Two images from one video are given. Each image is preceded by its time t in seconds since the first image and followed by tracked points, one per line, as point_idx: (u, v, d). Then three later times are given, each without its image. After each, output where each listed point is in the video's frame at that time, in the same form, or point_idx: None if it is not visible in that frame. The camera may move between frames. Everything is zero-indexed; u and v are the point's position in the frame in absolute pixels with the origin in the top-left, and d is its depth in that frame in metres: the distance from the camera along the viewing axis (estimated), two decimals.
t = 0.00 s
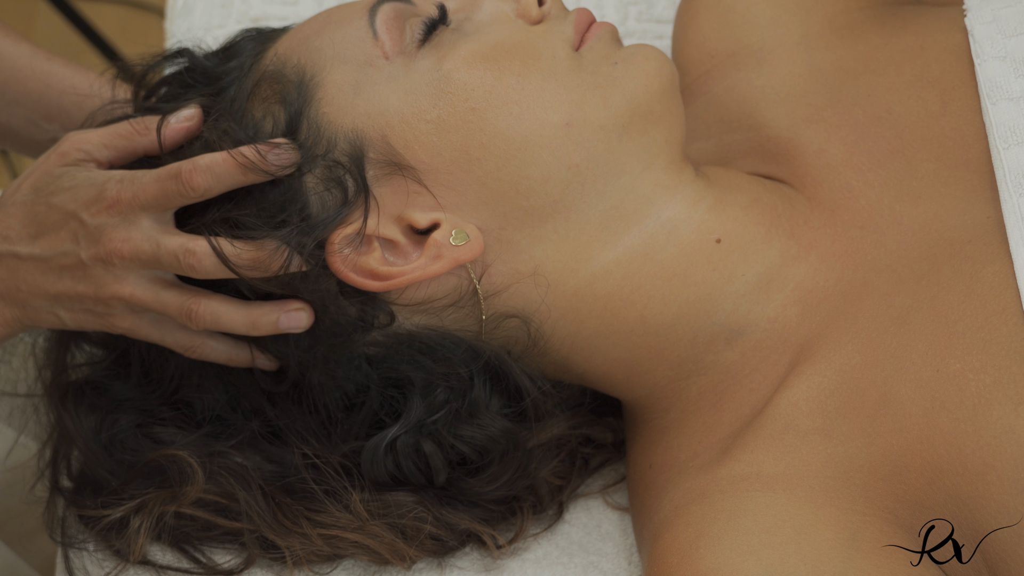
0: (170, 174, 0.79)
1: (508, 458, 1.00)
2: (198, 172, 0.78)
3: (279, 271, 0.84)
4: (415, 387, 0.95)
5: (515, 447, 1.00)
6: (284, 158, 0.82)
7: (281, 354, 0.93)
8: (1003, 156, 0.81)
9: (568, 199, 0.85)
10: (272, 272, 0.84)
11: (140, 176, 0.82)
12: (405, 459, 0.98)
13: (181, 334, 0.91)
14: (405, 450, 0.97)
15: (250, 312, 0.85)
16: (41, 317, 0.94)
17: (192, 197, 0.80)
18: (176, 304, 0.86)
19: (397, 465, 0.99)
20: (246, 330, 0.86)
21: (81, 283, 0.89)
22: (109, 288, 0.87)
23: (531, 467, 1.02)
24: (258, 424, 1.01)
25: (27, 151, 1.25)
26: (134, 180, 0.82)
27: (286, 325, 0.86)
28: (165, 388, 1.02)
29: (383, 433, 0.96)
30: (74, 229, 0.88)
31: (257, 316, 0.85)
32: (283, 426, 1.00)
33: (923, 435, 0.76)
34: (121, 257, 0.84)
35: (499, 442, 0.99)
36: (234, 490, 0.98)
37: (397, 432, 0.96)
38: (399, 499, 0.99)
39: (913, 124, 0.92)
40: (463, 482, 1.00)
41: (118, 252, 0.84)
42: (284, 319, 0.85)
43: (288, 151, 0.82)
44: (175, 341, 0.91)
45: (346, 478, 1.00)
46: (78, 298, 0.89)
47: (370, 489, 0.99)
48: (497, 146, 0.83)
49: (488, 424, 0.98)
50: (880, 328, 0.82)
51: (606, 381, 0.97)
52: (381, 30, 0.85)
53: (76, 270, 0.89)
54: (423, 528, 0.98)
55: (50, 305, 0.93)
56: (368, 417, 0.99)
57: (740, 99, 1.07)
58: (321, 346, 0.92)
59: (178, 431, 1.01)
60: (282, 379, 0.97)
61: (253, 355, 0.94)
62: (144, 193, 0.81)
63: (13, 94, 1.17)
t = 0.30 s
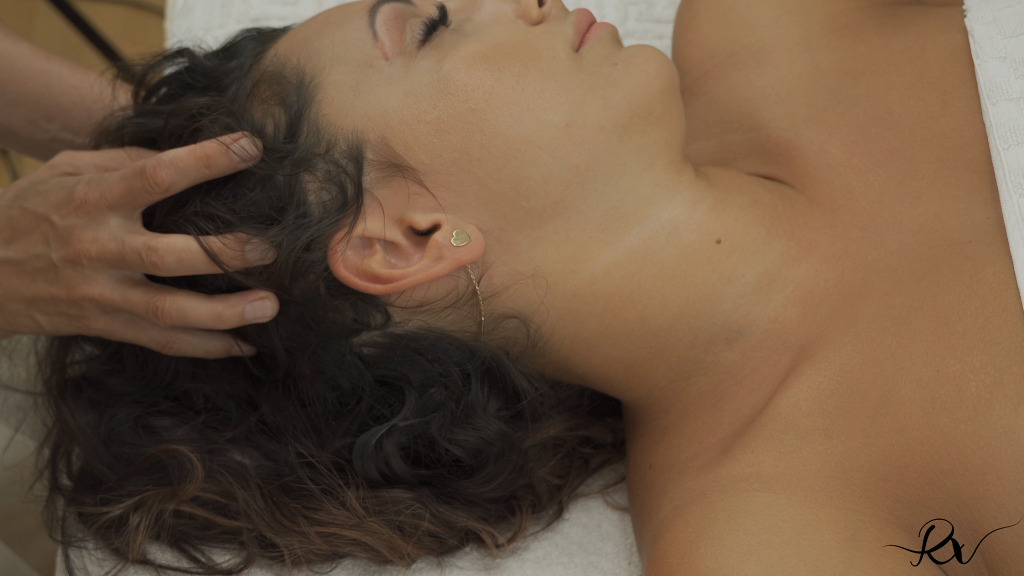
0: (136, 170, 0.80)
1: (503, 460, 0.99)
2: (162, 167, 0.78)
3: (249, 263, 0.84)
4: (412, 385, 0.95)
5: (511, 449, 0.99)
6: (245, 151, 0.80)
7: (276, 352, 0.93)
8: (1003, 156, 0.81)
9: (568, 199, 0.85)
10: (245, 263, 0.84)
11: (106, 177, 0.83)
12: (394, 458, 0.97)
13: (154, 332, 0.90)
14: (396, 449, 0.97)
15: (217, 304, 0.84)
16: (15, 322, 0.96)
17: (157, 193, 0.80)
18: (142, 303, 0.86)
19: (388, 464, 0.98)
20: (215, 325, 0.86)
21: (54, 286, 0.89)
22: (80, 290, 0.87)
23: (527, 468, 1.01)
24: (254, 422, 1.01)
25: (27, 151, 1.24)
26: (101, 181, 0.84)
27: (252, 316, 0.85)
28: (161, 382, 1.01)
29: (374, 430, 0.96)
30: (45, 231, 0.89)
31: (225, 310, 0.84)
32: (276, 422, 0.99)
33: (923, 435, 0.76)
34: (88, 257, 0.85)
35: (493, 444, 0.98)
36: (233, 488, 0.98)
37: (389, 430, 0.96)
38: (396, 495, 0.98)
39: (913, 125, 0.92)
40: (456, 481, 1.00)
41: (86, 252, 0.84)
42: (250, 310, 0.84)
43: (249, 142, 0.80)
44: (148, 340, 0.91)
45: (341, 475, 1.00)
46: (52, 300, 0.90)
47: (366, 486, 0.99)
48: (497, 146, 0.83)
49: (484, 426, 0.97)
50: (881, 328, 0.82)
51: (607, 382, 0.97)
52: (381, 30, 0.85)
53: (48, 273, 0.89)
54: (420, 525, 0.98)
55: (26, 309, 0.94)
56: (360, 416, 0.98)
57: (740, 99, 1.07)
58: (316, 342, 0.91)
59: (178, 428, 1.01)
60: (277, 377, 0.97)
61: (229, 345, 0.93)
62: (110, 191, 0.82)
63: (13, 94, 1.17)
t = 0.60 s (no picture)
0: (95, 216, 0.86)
1: (510, 464, 0.99)
2: (118, 206, 0.84)
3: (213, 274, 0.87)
4: (422, 393, 0.95)
5: (520, 452, 0.99)
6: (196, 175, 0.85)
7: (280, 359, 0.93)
8: (1003, 156, 0.81)
9: (568, 203, 0.85)
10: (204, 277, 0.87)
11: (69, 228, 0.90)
12: (405, 464, 0.97)
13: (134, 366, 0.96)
14: (406, 454, 0.96)
15: (183, 326, 0.89)
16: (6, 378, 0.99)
17: (116, 232, 0.86)
18: (109, 343, 0.91)
19: (395, 468, 0.98)
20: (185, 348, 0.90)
21: (33, 338, 0.94)
22: (57, 338, 0.92)
23: (533, 472, 1.01)
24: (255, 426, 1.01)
25: (27, 151, 1.25)
26: (63, 232, 0.90)
27: (219, 328, 0.90)
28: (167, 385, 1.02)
29: (384, 437, 0.95)
30: (22, 288, 0.94)
31: (193, 333, 0.89)
32: (280, 429, 0.99)
33: (924, 435, 0.76)
34: (61, 306, 0.90)
35: (502, 450, 0.98)
36: (234, 490, 0.98)
37: (399, 437, 0.95)
38: (398, 500, 0.98)
39: (913, 125, 0.91)
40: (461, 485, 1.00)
41: (58, 301, 0.90)
42: (215, 324, 0.90)
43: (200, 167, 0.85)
44: (129, 375, 0.96)
45: (343, 480, 1.00)
46: (33, 354, 0.95)
47: (367, 491, 0.99)
48: (496, 151, 0.83)
49: (492, 432, 0.97)
50: (881, 328, 0.81)
51: (608, 384, 0.97)
52: (379, 35, 0.85)
53: (26, 327, 0.94)
54: (422, 529, 0.98)
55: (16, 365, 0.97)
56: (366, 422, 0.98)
57: (741, 99, 1.06)
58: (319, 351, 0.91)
59: (182, 424, 1.02)
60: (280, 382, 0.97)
61: (213, 362, 0.99)
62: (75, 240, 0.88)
63: (12, 93, 1.17)
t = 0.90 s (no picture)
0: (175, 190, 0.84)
1: (521, 459, 1.00)
2: (193, 181, 0.83)
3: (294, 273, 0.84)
4: (428, 393, 0.95)
5: (530, 447, 1.00)
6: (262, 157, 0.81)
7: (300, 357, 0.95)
8: (1003, 156, 0.81)
9: (572, 199, 0.85)
10: (289, 272, 0.84)
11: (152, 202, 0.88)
12: (422, 464, 0.97)
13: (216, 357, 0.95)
14: (421, 455, 0.97)
15: (266, 323, 0.88)
16: (81, 353, 0.97)
17: (195, 207, 0.85)
18: (199, 319, 0.90)
19: (413, 470, 0.98)
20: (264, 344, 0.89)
21: (117, 312, 0.92)
22: (142, 312, 0.91)
23: (540, 469, 1.01)
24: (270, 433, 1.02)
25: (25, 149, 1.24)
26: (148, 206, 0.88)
27: (300, 336, 0.88)
28: (209, 390, 1.03)
29: (397, 438, 0.96)
30: (104, 259, 0.92)
31: (273, 328, 0.88)
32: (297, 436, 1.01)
33: (923, 435, 0.76)
34: (147, 279, 0.89)
35: (512, 448, 0.98)
36: (238, 491, 0.98)
37: (412, 436, 0.95)
38: (406, 510, 0.98)
39: (914, 124, 0.92)
40: (474, 483, 1.00)
41: (145, 275, 0.89)
42: (298, 330, 0.88)
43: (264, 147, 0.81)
44: (210, 365, 0.95)
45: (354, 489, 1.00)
46: (116, 327, 0.93)
47: (378, 499, 0.99)
48: (501, 147, 0.83)
49: (502, 426, 0.97)
50: (882, 328, 0.82)
51: (609, 382, 0.97)
52: (384, 31, 0.85)
53: (110, 300, 0.93)
54: (429, 537, 0.98)
55: (92, 337, 0.95)
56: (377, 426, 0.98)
57: (741, 99, 1.07)
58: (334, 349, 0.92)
59: (197, 425, 1.01)
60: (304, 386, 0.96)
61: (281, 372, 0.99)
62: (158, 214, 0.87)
63: (12, 90, 1.17)
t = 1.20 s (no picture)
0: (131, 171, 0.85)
1: (509, 459, 0.99)
2: (152, 160, 0.83)
3: (245, 242, 0.85)
4: (416, 387, 0.95)
5: (519, 447, 0.99)
6: (230, 134, 0.84)
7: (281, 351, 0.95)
8: (1003, 155, 0.81)
9: (572, 197, 0.85)
10: (238, 245, 0.85)
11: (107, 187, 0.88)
12: (407, 458, 0.98)
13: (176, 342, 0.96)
14: (407, 450, 0.97)
15: (213, 299, 0.87)
16: (54, 338, 0.98)
17: (152, 187, 0.86)
18: (148, 303, 0.90)
19: (399, 465, 0.99)
20: (214, 322, 0.89)
21: (77, 298, 0.93)
22: (98, 298, 0.91)
23: (532, 467, 1.01)
24: (257, 424, 1.02)
25: (25, 147, 1.24)
26: (103, 192, 0.89)
27: (249, 308, 0.88)
28: (191, 382, 1.04)
29: (387, 432, 0.97)
30: (65, 246, 0.93)
31: (220, 306, 0.87)
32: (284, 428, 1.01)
33: (923, 435, 0.76)
34: (102, 265, 0.89)
35: (502, 447, 0.98)
36: (233, 487, 0.98)
37: (400, 432, 0.96)
38: (399, 502, 0.98)
39: (913, 124, 0.92)
40: (462, 480, 1.00)
41: (99, 261, 0.89)
42: (247, 302, 0.87)
43: (233, 125, 0.84)
44: (171, 350, 0.96)
45: (345, 481, 1.00)
46: (77, 313, 0.94)
47: (369, 492, 0.99)
48: (502, 143, 0.83)
49: (491, 426, 0.97)
50: (881, 328, 0.82)
51: (607, 381, 0.97)
52: (385, 27, 0.85)
53: (70, 286, 0.93)
54: (424, 529, 0.98)
55: (60, 325, 0.96)
56: (363, 417, 0.99)
57: (740, 99, 1.07)
58: (320, 345, 0.92)
59: (188, 422, 1.02)
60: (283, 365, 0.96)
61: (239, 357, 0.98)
62: (113, 198, 0.87)
63: (13, 88, 1.17)
